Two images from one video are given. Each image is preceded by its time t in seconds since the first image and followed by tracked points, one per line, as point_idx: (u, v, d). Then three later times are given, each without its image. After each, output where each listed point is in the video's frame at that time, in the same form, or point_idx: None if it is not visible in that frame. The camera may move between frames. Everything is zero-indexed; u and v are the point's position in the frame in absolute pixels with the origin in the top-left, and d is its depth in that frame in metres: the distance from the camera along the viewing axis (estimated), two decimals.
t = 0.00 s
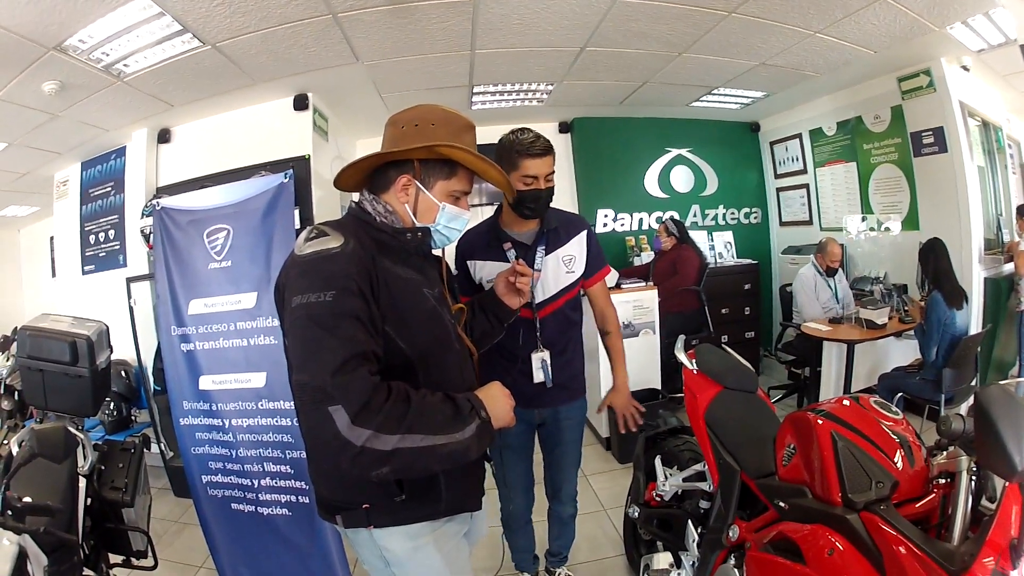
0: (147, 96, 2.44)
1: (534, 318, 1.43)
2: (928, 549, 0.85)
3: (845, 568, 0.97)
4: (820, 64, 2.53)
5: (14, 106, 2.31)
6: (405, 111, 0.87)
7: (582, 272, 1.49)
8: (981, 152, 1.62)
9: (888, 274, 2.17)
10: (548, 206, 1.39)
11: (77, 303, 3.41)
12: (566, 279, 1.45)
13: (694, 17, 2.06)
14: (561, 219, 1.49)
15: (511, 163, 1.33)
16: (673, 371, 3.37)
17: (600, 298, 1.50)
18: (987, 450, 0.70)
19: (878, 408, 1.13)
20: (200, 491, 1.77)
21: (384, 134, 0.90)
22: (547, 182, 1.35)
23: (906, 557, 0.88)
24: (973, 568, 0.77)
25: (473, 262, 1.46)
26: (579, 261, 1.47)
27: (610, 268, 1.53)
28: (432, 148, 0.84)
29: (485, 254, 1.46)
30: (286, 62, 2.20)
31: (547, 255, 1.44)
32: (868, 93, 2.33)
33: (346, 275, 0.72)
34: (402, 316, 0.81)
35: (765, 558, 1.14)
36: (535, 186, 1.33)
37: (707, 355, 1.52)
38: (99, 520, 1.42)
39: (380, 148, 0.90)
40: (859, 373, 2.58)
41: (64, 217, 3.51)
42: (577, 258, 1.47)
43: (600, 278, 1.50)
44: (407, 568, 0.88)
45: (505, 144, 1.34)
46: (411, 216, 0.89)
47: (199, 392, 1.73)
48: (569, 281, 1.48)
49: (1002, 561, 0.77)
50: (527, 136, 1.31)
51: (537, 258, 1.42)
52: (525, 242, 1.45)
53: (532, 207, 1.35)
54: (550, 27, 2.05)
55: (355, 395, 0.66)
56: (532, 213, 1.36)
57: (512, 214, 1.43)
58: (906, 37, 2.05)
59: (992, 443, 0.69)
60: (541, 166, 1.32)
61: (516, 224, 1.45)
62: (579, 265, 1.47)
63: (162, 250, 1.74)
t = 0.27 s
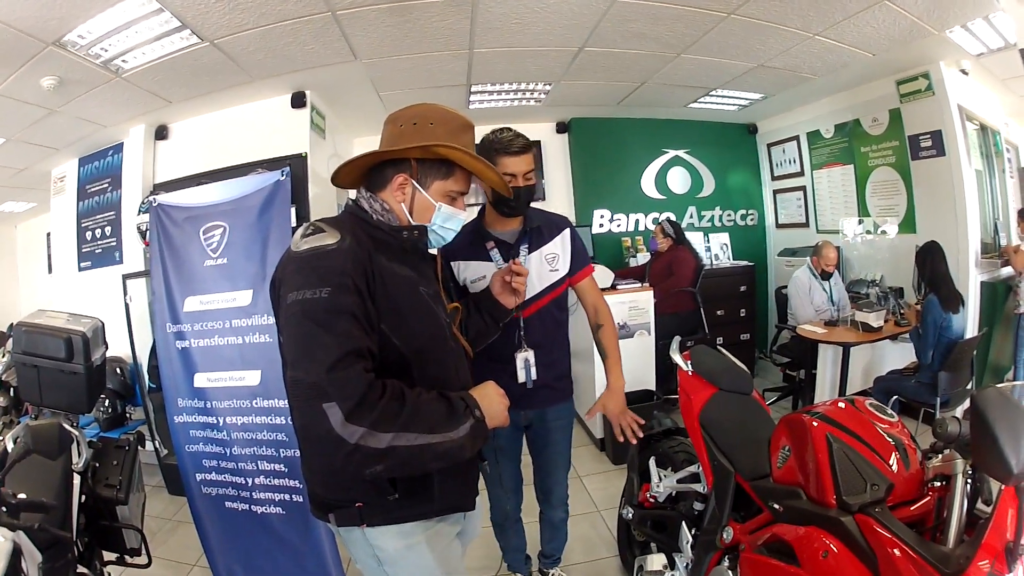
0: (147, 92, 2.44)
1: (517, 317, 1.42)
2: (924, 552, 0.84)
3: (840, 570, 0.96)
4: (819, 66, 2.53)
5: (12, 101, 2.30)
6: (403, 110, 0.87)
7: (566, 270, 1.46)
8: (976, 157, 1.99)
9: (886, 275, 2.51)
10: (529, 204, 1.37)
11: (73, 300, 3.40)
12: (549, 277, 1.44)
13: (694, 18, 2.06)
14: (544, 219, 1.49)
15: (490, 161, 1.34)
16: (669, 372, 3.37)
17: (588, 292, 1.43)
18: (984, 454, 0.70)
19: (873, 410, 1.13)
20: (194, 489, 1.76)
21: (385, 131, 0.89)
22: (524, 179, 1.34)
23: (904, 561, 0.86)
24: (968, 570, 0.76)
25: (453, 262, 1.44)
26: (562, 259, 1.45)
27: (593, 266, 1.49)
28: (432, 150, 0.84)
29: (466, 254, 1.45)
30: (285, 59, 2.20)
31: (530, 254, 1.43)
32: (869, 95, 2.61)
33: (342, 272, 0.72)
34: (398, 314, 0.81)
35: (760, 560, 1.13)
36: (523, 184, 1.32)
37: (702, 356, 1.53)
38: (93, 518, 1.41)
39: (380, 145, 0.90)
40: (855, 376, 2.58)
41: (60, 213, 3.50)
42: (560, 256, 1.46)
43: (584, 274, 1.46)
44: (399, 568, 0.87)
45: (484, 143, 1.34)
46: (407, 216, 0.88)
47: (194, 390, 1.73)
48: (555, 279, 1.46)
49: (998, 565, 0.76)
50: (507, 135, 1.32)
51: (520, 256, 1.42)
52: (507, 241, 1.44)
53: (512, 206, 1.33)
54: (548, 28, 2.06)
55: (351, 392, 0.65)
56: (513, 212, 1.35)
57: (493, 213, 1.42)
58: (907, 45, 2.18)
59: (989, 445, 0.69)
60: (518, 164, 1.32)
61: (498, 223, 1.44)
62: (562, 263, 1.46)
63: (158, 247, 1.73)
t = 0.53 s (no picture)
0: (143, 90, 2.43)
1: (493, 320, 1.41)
2: (917, 553, 0.84)
3: (832, 569, 0.96)
4: (813, 68, 2.54)
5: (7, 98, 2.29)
6: (397, 110, 0.88)
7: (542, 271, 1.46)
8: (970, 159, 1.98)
9: (879, 276, 2.52)
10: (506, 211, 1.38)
11: (67, 298, 3.39)
12: (525, 279, 1.43)
13: (688, 19, 2.07)
14: (519, 223, 1.49)
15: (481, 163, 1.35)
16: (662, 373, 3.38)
17: (574, 281, 1.38)
18: (975, 451, 0.69)
19: (866, 410, 1.14)
20: (186, 488, 1.76)
21: (379, 131, 0.90)
22: (509, 190, 1.38)
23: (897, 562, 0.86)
24: (962, 570, 0.76)
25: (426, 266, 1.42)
26: (537, 261, 1.45)
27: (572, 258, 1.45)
28: (423, 151, 0.84)
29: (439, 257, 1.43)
30: (279, 58, 2.19)
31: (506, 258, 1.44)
32: (863, 97, 2.66)
33: (334, 271, 0.72)
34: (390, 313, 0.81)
35: (752, 559, 1.13)
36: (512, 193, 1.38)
37: (695, 356, 1.54)
38: (88, 516, 1.41)
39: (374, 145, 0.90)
40: (848, 376, 2.58)
41: (54, 211, 3.49)
42: (535, 259, 1.46)
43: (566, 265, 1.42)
44: (389, 566, 0.87)
45: (480, 148, 1.36)
46: (397, 216, 0.88)
47: (187, 388, 1.72)
48: (530, 281, 1.45)
49: (992, 565, 0.75)
50: (501, 142, 1.33)
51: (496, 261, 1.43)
52: (483, 245, 1.44)
53: (490, 208, 1.34)
54: (541, 28, 2.06)
55: (340, 390, 0.65)
56: (490, 216, 1.37)
57: (469, 216, 1.42)
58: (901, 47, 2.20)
59: (980, 441, 0.68)
60: (508, 173, 1.35)
61: (474, 227, 1.43)
62: (537, 265, 1.45)
63: (151, 246, 1.73)
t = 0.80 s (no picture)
0: (135, 92, 2.42)
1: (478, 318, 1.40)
2: (907, 552, 0.84)
3: (823, 570, 0.97)
4: (802, 70, 2.55)
5: None
6: (383, 112, 0.88)
7: (530, 275, 1.47)
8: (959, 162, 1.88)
9: (868, 278, 2.53)
10: (495, 210, 1.38)
11: (57, 301, 3.37)
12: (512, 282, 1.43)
13: (678, 22, 2.07)
14: (509, 224, 1.49)
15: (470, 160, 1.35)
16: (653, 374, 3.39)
17: (561, 286, 1.42)
18: (966, 452, 0.69)
19: (855, 411, 1.15)
20: (177, 492, 1.75)
21: (366, 130, 0.90)
22: (498, 185, 1.37)
23: (889, 563, 0.86)
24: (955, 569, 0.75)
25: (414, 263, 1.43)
26: (525, 265, 1.45)
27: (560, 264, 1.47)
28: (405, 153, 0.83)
29: (428, 256, 1.43)
30: (266, 60, 2.18)
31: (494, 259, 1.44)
32: (852, 99, 2.68)
33: (317, 275, 0.72)
34: (375, 318, 0.81)
35: (742, 560, 1.14)
36: (500, 190, 1.37)
37: (684, 358, 1.57)
38: (80, 521, 1.40)
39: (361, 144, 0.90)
40: (839, 377, 2.59)
41: (45, 214, 3.47)
42: (524, 262, 1.45)
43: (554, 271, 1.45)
44: (378, 570, 0.87)
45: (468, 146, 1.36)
46: (381, 219, 0.88)
47: (177, 392, 1.72)
48: (518, 284, 1.45)
49: (986, 564, 0.74)
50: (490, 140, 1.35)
51: (484, 262, 1.42)
52: (472, 246, 1.44)
53: (475, 210, 1.33)
54: (530, 31, 2.06)
55: (322, 394, 0.65)
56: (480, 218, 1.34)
57: (459, 217, 1.42)
58: (893, 47, 2.19)
59: (970, 441, 0.68)
60: (498, 168, 1.35)
61: (463, 227, 1.44)
62: (525, 268, 1.45)
63: (140, 249, 1.72)
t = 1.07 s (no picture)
0: (134, 93, 2.42)
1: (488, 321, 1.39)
2: (905, 555, 0.84)
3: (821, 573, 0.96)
4: (799, 73, 2.56)
5: None
6: (379, 114, 0.87)
7: (542, 275, 1.45)
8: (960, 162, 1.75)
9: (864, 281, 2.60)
10: (507, 210, 1.37)
11: (55, 303, 3.37)
12: (523, 282, 1.42)
13: (676, 25, 2.08)
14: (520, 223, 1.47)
15: (481, 162, 1.35)
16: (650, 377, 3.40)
17: (580, 279, 1.36)
18: (963, 455, 0.69)
19: (853, 414, 1.15)
20: (175, 493, 1.75)
21: (362, 135, 0.90)
22: (510, 186, 1.36)
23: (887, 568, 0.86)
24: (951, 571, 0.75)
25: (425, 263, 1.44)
26: (537, 265, 1.43)
27: (576, 261, 1.45)
28: (399, 156, 0.83)
29: (439, 256, 1.44)
30: (264, 63, 2.18)
31: (504, 258, 1.42)
32: (850, 102, 2.66)
33: (311, 279, 0.72)
34: (368, 322, 0.81)
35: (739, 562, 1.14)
36: (511, 190, 1.35)
37: (680, 361, 1.58)
38: (78, 522, 1.40)
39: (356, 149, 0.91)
40: (836, 380, 2.59)
41: (43, 215, 3.47)
42: (535, 262, 1.44)
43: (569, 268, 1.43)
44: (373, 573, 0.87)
45: (477, 146, 1.36)
46: (377, 222, 0.88)
47: (175, 394, 1.72)
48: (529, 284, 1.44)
49: (983, 566, 0.73)
50: (498, 140, 1.35)
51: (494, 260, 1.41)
52: (482, 245, 1.44)
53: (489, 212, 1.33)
54: (527, 34, 2.07)
55: (314, 399, 0.65)
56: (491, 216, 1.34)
57: (470, 217, 1.43)
58: (891, 51, 2.19)
59: (968, 444, 0.69)
60: (508, 168, 1.34)
61: (475, 228, 1.44)
62: (537, 269, 1.44)
63: (139, 250, 1.72)
